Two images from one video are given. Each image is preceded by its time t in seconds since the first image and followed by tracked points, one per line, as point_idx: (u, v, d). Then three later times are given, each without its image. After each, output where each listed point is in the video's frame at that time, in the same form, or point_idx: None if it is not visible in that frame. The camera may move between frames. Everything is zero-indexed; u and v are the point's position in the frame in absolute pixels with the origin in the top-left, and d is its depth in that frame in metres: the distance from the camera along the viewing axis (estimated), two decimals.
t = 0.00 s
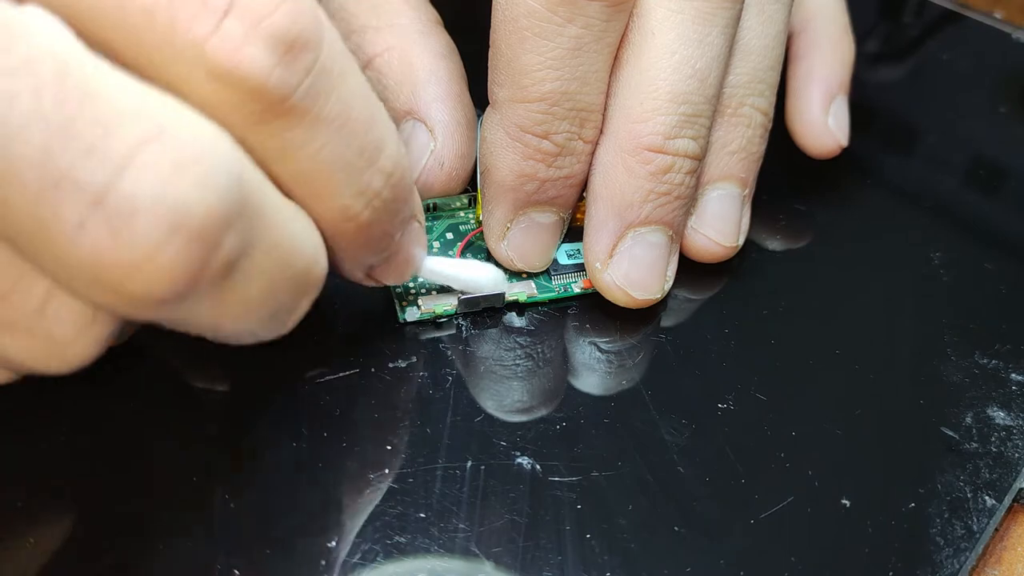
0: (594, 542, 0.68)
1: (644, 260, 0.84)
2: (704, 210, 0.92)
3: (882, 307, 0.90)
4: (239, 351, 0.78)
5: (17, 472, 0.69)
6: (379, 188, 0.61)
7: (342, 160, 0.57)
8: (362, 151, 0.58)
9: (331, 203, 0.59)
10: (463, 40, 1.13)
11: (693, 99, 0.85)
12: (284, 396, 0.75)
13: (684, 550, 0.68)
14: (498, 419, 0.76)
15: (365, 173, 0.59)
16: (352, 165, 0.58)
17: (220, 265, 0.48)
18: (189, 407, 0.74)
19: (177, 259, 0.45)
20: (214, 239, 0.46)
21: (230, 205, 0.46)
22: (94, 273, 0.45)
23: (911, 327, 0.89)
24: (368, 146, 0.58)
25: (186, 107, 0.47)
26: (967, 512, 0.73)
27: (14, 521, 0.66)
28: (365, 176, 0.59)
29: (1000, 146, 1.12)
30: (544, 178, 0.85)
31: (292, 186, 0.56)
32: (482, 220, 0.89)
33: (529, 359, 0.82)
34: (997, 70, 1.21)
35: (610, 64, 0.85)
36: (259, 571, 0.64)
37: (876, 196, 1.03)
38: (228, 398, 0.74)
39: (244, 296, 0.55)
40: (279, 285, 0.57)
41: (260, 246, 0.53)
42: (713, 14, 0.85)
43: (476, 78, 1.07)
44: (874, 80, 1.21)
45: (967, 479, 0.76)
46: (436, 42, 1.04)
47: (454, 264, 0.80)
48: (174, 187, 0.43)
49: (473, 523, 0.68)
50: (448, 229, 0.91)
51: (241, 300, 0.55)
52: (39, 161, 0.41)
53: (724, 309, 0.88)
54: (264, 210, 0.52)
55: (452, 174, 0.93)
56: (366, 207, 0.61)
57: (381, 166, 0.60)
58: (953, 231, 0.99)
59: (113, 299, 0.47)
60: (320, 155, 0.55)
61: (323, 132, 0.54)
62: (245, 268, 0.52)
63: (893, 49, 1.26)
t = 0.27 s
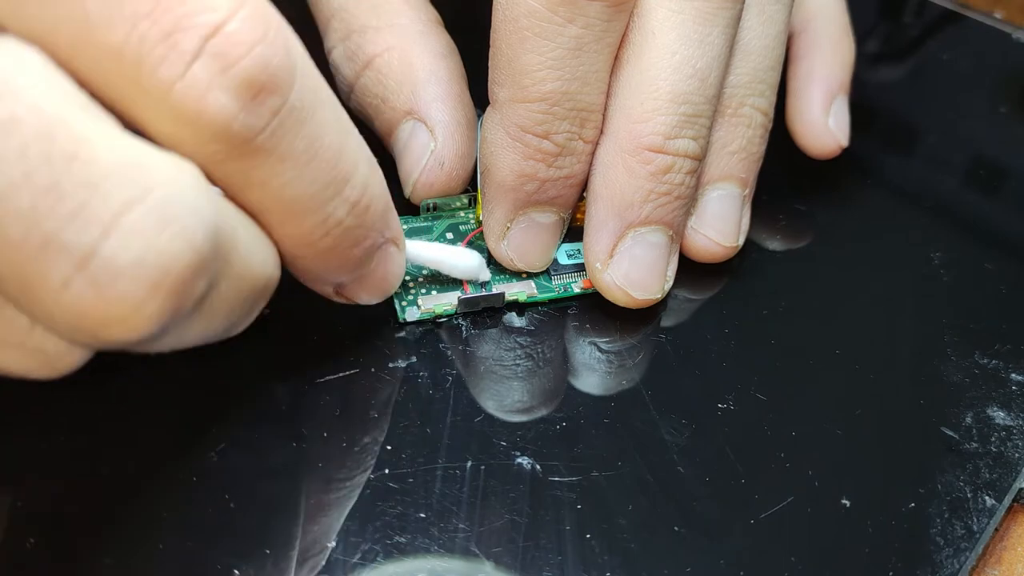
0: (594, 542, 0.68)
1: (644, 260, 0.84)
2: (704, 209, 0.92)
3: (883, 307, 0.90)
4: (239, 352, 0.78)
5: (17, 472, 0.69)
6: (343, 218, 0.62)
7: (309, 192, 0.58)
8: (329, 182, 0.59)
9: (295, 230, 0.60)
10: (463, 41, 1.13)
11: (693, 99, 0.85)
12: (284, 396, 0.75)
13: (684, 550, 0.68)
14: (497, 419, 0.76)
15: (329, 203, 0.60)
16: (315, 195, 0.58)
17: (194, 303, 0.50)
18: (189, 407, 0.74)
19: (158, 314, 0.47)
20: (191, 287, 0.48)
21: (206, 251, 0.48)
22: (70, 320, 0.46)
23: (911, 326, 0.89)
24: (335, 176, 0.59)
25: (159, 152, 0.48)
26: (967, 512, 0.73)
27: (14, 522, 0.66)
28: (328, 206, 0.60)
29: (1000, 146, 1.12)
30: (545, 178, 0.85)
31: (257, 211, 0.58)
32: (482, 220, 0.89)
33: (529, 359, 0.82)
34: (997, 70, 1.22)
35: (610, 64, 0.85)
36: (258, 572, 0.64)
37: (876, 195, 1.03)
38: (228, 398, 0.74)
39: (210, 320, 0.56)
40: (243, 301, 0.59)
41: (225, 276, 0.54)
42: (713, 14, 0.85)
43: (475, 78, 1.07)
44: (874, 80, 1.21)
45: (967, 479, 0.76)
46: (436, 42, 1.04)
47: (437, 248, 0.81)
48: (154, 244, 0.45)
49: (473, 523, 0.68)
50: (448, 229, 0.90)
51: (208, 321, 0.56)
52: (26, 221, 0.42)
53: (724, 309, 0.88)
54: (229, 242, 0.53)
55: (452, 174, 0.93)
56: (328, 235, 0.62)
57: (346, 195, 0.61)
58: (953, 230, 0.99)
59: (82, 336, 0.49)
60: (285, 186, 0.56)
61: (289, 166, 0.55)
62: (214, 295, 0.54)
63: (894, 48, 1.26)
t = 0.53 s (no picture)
0: (594, 542, 0.68)
1: (644, 260, 0.84)
2: (704, 209, 0.92)
3: (883, 307, 0.90)
4: (240, 352, 0.78)
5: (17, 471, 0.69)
6: (361, 197, 0.60)
7: (325, 168, 0.55)
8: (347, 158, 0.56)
9: (311, 212, 0.58)
10: (463, 41, 1.14)
11: (693, 99, 0.85)
12: (283, 396, 0.75)
13: (684, 550, 0.68)
14: (498, 419, 0.76)
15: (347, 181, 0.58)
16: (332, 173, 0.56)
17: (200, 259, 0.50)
18: (189, 407, 0.74)
19: (173, 259, 0.47)
20: (202, 238, 0.48)
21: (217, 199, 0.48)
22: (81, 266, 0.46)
23: (911, 326, 0.89)
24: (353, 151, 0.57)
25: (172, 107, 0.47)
26: (967, 512, 0.74)
27: (14, 521, 0.66)
28: (347, 184, 0.58)
29: (1000, 146, 1.12)
30: (544, 178, 0.85)
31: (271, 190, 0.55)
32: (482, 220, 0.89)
33: (529, 360, 0.82)
34: (997, 70, 1.22)
35: (610, 64, 0.85)
36: (259, 572, 0.64)
37: (876, 196, 1.03)
38: (228, 398, 0.74)
39: (212, 286, 0.55)
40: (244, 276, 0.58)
41: (229, 240, 0.53)
42: (713, 14, 0.85)
43: (475, 78, 1.07)
44: (874, 80, 1.21)
45: (967, 479, 0.76)
46: (436, 42, 1.04)
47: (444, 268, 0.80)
48: (172, 187, 0.45)
49: (473, 523, 0.68)
50: (448, 229, 0.90)
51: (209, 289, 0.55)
52: (46, 162, 0.43)
53: (724, 309, 0.88)
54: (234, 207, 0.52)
55: (452, 174, 0.93)
56: (347, 214, 0.60)
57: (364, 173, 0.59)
58: (952, 231, 0.99)
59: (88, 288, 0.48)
60: (300, 161, 0.54)
61: (302, 137, 0.53)
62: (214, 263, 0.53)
63: (894, 49, 1.26)
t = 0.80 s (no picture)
0: (593, 542, 0.68)
1: (643, 260, 0.84)
2: (704, 210, 0.92)
3: (883, 307, 0.90)
4: (239, 352, 0.78)
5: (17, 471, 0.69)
6: (352, 250, 0.60)
7: (315, 220, 0.56)
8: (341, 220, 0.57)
9: (300, 262, 0.58)
10: (463, 41, 1.14)
11: (693, 99, 0.85)
12: (282, 395, 0.75)
13: (683, 550, 0.68)
14: (498, 419, 0.76)
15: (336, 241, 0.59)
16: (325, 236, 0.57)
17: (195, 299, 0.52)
18: (189, 406, 0.74)
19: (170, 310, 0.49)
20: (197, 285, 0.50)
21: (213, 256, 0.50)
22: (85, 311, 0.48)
23: (911, 326, 0.89)
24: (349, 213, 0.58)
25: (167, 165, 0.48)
26: (967, 512, 0.73)
27: (14, 521, 0.66)
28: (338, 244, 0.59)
29: (1001, 146, 1.12)
30: (545, 178, 0.85)
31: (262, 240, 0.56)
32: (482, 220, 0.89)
33: (529, 360, 0.82)
34: (997, 69, 1.22)
35: (611, 64, 0.85)
36: (259, 572, 0.64)
37: (876, 196, 1.03)
38: (228, 398, 0.74)
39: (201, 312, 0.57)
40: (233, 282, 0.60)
41: (220, 276, 0.56)
42: (714, 14, 0.86)
43: (475, 79, 1.07)
44: (874, 80, 1.21)
45: (967, 479, 0.76)
46: (435, 42, 1.04)
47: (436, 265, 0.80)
48: (169, 247, 0.47)
49: (473, 523, 0.68)
50: (448, 229, 0.90)
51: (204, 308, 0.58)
52: (59, 225, 0.46)
53: (724, 309, 0.88)
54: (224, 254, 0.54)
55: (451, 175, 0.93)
56: (334, 267, 0.60)
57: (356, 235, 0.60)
58: (953, 231, 0.99)
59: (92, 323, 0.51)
60: (297, 213, 0.55)
61: (294, 191, 0.54)
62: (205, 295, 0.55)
63: (894, 49, 1.26)
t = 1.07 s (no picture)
0: (594, 542, 0.68)
1: (645, 261, 0.84)
2: (704, 210, 0.92)
3: (883, 308, 0.90)
4: (239, 352, 0.77)
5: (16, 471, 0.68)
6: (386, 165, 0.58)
7: (351, 132, 0.54)
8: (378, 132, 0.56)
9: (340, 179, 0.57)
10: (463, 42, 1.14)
11: (698, 102, 0.85)
12: (282, 395, 0.75)
13: (683, 550, 0.68)
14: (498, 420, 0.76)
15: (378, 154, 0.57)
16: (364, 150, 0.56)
17: (231, 225, 0.50)
18: (189, 406, 0.73)
19: (196, 211, 0.47)
20: (231, 191, 0.48)
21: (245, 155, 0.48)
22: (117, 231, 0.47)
23: (911, 326, 0.89)
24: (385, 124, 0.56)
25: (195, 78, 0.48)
26: (967, 512, 0.73)
27: (14, 522, 0.66)
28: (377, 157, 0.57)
29: (1001, 146, 1.12)
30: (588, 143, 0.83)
31: (301, 167, 0.55)
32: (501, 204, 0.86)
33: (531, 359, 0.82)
34: (997, 69, 1.22)
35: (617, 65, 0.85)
36: (259, 571, 0.64)
37: (876, 196, 1.03)
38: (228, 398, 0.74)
39: (247, 267, 0.55)
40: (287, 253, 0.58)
41: (261, 213, 0.53)
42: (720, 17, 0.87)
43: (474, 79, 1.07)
44: (874, 80, 1.21)
45: (967, 479, 0.76)
46: (432, 46, 1.04)
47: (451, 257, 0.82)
48: (196, 140, 0.46)
49: (473, 523, 0.68)
50: (448, 230, 0.90)
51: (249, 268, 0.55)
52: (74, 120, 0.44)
53: (724, 309, 0.88)
54: (268, 177, 0.52)
55: (449, 177, 0.93)
56: (375, 183, 0.58)
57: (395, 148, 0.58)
58: (952, 231, 0.99)
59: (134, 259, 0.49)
60: (333, 128, 0.53)
61: (331, 98, 0.52)
62: (248, 231, 0.53)
63: (894, 49, 1.26)
